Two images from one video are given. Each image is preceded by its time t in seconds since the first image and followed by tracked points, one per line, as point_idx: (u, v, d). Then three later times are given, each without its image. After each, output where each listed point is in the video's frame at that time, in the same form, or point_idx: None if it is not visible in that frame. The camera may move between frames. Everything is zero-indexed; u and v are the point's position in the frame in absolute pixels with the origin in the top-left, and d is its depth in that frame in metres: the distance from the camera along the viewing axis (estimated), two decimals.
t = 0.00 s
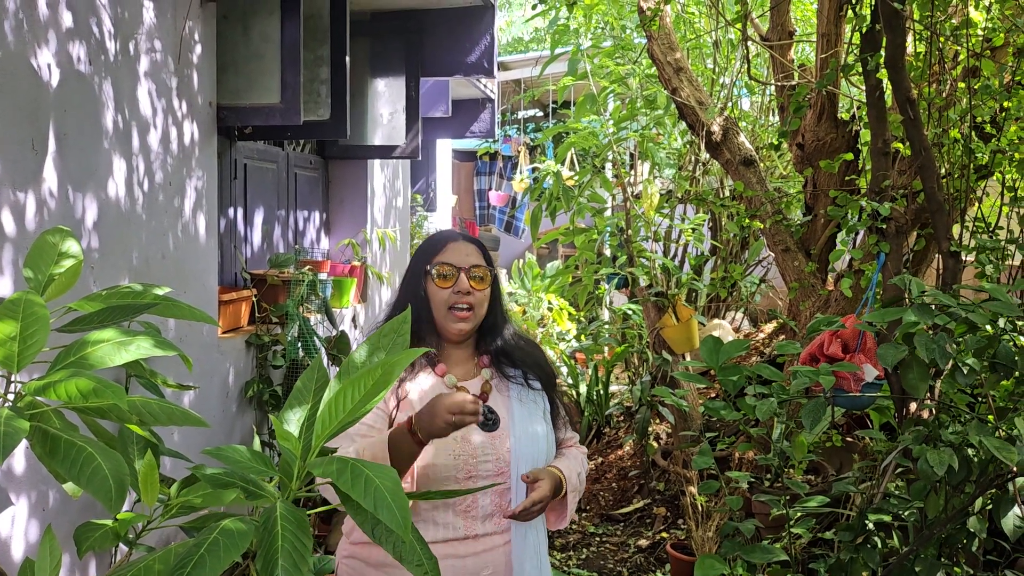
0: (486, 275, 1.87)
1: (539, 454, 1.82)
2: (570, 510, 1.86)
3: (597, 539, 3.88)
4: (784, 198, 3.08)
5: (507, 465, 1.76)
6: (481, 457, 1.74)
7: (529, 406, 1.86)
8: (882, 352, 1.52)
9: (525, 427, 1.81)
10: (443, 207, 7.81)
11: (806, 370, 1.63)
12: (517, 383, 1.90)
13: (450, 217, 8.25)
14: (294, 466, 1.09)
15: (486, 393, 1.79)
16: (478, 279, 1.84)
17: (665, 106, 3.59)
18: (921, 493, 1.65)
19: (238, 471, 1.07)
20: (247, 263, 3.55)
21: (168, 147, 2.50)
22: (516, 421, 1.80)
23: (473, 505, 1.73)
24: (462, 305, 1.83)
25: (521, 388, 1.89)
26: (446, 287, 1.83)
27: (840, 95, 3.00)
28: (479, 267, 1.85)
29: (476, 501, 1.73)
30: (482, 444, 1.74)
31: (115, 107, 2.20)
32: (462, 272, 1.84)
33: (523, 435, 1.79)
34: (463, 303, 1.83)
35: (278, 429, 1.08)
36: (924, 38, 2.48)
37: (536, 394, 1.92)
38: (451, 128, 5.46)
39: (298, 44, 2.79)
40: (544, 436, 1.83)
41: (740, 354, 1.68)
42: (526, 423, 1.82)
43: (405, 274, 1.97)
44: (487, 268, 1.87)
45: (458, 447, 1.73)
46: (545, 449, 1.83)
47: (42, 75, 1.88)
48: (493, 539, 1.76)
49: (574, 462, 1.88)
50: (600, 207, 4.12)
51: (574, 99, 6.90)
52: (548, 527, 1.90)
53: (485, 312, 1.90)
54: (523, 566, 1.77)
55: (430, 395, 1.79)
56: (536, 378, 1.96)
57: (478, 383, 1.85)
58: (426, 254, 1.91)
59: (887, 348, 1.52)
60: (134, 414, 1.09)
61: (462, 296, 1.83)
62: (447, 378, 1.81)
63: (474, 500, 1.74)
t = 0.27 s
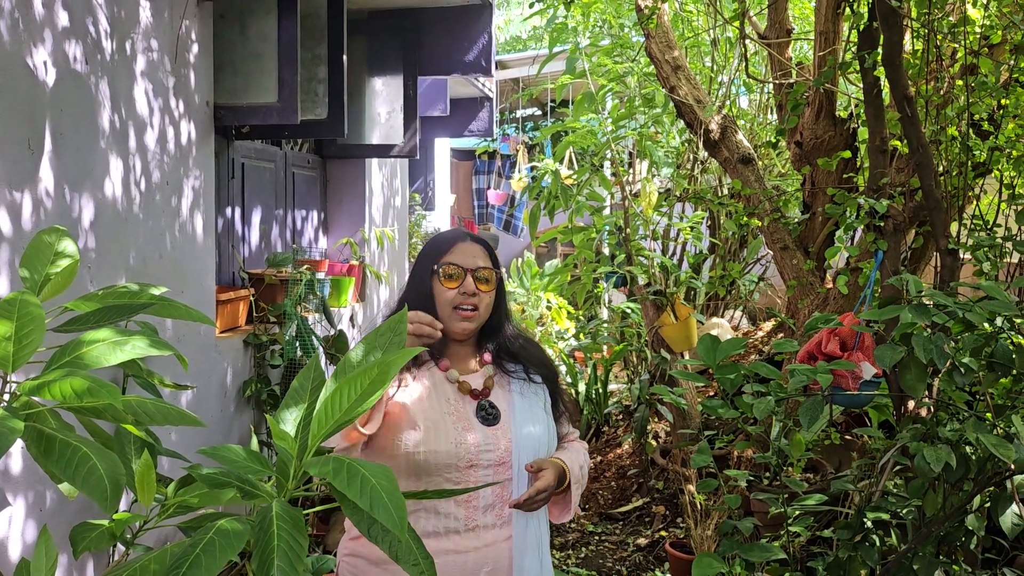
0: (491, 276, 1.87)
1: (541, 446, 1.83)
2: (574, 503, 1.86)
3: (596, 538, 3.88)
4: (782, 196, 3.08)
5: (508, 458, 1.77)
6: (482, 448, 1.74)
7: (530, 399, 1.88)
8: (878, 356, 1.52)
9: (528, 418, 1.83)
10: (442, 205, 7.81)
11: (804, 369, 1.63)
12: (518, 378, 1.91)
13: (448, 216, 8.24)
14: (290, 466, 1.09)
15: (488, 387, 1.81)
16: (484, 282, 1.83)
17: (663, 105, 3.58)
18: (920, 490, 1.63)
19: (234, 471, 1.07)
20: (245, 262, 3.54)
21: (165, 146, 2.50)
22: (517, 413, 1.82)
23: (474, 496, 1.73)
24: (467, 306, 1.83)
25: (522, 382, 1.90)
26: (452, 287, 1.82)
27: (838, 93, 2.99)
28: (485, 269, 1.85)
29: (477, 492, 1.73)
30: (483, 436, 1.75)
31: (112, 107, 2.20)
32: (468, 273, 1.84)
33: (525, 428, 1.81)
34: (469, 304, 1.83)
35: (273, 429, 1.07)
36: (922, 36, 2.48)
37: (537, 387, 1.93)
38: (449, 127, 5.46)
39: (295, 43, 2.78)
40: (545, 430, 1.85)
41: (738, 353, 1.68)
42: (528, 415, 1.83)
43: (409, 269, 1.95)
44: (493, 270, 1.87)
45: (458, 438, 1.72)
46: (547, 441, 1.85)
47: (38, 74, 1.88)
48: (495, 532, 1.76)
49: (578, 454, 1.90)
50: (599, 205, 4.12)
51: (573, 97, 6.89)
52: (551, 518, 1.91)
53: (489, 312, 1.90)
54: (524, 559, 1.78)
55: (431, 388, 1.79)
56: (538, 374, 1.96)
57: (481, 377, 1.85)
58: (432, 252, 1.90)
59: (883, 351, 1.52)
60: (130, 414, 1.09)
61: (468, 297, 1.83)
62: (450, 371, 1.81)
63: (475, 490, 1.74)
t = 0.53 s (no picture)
0: (498, 269, 1.87)
1: (542, 441, 1.83)
2: (575, 499, 1.87)
3: (597, 535, 3.89)
4: (782, 193, 3.07)
5: (509, 452, 1.77)
6: (482, 443, 1.74)
7: (533, 394, 1.88)
8: (885, 341, 1.51)
9: (530, 414, 1.82)
10: (442, 203, 7.80)
11: (805, 364, 1.62)
12: (521, 373, 1.91)
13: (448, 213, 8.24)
14: (290, 462, 1.09)
15: (490, 381, 1.81)
16: (492, 272, 1.84)
17: (664, 101, 3.57)
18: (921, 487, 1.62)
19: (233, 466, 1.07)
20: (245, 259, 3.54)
21: (164, 143, 2.49)
22: (519, 407, 1.82)
23: (476, 492, 1.74)
24: (474, 295, 1.83)
25: (525, 377, 1.90)
26: (458, 276, 1.83)
27: (838, 89, 2.99)
28: (492, 260, 1.85)
29: (479, 488, 1.73)
30: (484, 430, 1.75)
31: (111, 103, 2.20)
32: (476, 263, 1.84)
33: (527, 423, 1.81)
34: (476, 293, 1.83)
35: (273, 425, 1.07)
36: (922, 32, 2.47)
37: (540, 383, 1.93)
38: (449, 124, 5.45)
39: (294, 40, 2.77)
40: (548, 424, 1.85)
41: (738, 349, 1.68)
42: (530, 411, 1.83)
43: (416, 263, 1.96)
44: (500, 263, 1.87)
45: (459, 433, 1.72)
46: (548, 436, 1.85)
47: (37, 71, 1.87)
48: (498, 527, 1.76)
49: (580, 450, 1.90)
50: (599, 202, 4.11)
51: (573, 95, 6.88)
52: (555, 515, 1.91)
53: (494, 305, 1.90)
54: (525, 556, 1.77)
55: (432, 383, 1.78)
56: (540, 369, 1.96)
57: (484, 372, 1.85)
58: (440, 245, 1.90)
59: (890, 337, 1.51)
60: (128, 410, 1.08)
61: (475, 286, 1.83)
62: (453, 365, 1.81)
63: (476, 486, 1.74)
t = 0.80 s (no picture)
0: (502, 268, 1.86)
1: (543, 437, 1.83)
2: (577, 495, 1.86)
3: (598, 532, 3.89)
4: (785, 189, 3.07)
5: (510, 448, 1.77)
6: (483, 438, 1.74)
7: (535, 390, 1.87)
8: (884, 338, 1.51)
9: (531, 411, 1.82)
10: (444, 200, 7.80)
11: (807, 360, 1.62)
12: (523, 370, 1.90)
13: (450, 211, 8.23)
14: (292, 457, 1.09)
15: (492, 377, 1.81)
16: (495, 271, 1.83)
17: (666, 98, 3.57)
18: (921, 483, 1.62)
19: (235, 461, 1.07)
20: (247, 256, 3.54)
21: (166, 139, 2.49)
22: (520, 403, 1.82)
23: (475, 486, 1.74)
24: (477, 294, 1.82)
25: (527, 373, 1.90)
26: (461, 274, 1.82)
27: (841, 86, 2.98)
28: (496, 259, 1.85)
29: (478, 483, 1.73)
30: (485, 426, 1.75)
31: (113, 99, 2.19)
32: (479, 262, 1.84)
33: (528, 420, 1.81)
34: (478, 292, 1.82)
35: (275, 420, 1.07)
36: (925, 28, 2.46)
37: (542, 379, 1.92)
38: (451, 122, 5.45)
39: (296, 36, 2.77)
40: (549, 420, 1.85)
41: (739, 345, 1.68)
42: (532, 408, 1.83)
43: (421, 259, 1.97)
44: (505, 262, 1.87)
45: (460, 429, 1.73)
46: (550, 432, 1.85)
47: (39, 67, 1.87)
48: (498, 522, 1.76)
49: (584, 446, 1.88)
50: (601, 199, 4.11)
51: (575, 92, 6.87)
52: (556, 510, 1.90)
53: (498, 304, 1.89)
54: (525, 551, 1.77)
55: (434, 380, 1.79)
56: (543, 365, 1.95)
57: (486, 368, 1.84)
58: (445, 244, 1.90)
59: (890, 332, 1.51)
60: (130, 405, 1.08)
61: (478, 285, 1.82)
62: (455, 361, 1.81)
63: (476, 481, 1.74)
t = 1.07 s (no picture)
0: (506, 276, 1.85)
1: (544, 435, 1.82)
2: (578, 494, 1.85)
3: (600, 529, 3.89)
4: (788, 186, 3.06)
5: (511, 445, 1.77)
6: (484, 435, 1.74)
7: (538, 391, 1.86)
8: (884, 339, 1.51)
9: (532, 410, 1.82)
10: (446, 197, 7.79)
11: (809, 357, 1.62)
12: (526, 369, 1.89)
13: (452, 208, 8.23)
14: (295, 453, 1.09)
15: (495, 375, 1.80)
16: (498, 281, 1.82)
17: (669, 95, 3.56)
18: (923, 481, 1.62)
19: (239, 457, 1.07)
20: (250, 253, 3.54)
21: (169, 136, 2.49)
22: (522, 401, 1.82)
23: (475, 482, 1.74)
24: (477, 304, 1.83)
25: (530, 372, 1.89)
26: (463, 283, 1.83)
27: (844, 83, 2.98)
28: (500, 268, 1.84)
29: (478, 480, 1.73)
30: (486, 423, 1.76)
31: (116, 96, 2.20)
32: (482, 270, 1.83)
33: (529, 419, 1.81)
34: (479, 303, 1.83)
35: (279, 416, 1.07)
36: (929, 26, 2.46)
37: (545, 378, 1.91)
38: (453, 119, 5.44)
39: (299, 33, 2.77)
40: (551, 419, 1.84)
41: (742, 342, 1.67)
42: (533, 407, 1.82)
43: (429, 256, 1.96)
44: (509, 270, 1.85)
45: (462, 426, 1.73)
46: (551, 431, 1.84)
47: (42, 63, 1.87)
48: (498, 518, 1.76)
49: (586, 445, 1.88)
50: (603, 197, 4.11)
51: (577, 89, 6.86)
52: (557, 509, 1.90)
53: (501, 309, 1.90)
54: (526, 549, 1.77)
55: (436, 378, 1.80)
56: (546, 364, 1.94)
57: (488, 366, 1.84)
58: (450, 246, 1.89)
59: (889, 335, 1.51)
60: (133, 401, 1.08)
61: (479, 296, 1.83)
62: (458, 359, 1.81)
63: (475, 478, 1.75)
